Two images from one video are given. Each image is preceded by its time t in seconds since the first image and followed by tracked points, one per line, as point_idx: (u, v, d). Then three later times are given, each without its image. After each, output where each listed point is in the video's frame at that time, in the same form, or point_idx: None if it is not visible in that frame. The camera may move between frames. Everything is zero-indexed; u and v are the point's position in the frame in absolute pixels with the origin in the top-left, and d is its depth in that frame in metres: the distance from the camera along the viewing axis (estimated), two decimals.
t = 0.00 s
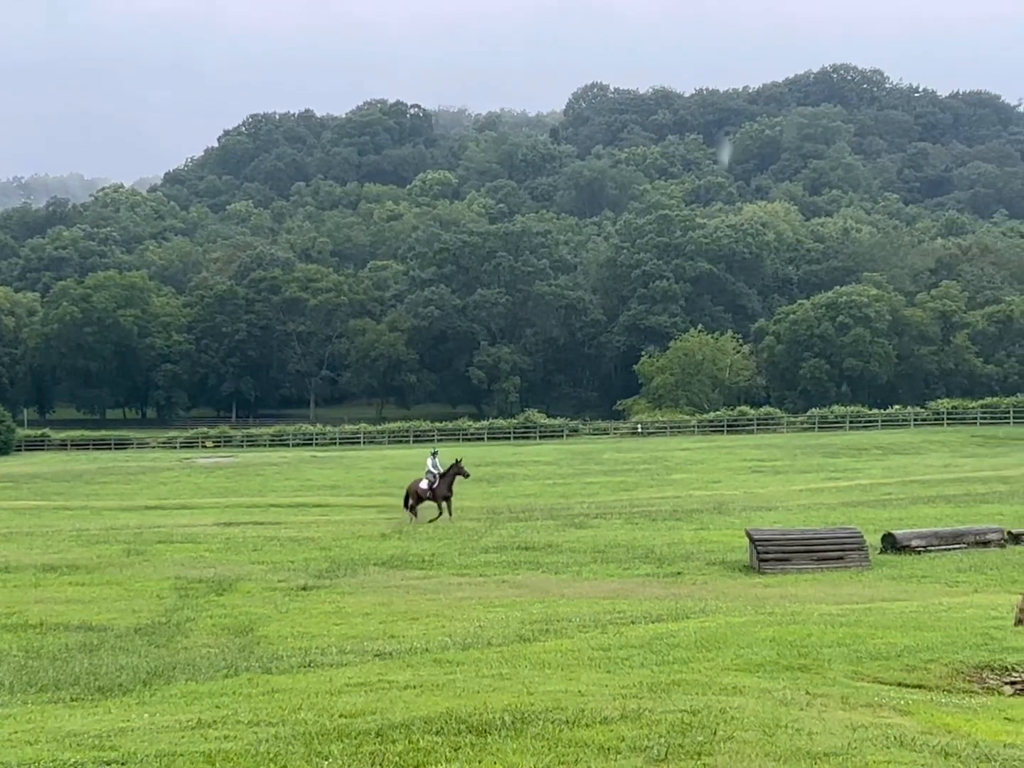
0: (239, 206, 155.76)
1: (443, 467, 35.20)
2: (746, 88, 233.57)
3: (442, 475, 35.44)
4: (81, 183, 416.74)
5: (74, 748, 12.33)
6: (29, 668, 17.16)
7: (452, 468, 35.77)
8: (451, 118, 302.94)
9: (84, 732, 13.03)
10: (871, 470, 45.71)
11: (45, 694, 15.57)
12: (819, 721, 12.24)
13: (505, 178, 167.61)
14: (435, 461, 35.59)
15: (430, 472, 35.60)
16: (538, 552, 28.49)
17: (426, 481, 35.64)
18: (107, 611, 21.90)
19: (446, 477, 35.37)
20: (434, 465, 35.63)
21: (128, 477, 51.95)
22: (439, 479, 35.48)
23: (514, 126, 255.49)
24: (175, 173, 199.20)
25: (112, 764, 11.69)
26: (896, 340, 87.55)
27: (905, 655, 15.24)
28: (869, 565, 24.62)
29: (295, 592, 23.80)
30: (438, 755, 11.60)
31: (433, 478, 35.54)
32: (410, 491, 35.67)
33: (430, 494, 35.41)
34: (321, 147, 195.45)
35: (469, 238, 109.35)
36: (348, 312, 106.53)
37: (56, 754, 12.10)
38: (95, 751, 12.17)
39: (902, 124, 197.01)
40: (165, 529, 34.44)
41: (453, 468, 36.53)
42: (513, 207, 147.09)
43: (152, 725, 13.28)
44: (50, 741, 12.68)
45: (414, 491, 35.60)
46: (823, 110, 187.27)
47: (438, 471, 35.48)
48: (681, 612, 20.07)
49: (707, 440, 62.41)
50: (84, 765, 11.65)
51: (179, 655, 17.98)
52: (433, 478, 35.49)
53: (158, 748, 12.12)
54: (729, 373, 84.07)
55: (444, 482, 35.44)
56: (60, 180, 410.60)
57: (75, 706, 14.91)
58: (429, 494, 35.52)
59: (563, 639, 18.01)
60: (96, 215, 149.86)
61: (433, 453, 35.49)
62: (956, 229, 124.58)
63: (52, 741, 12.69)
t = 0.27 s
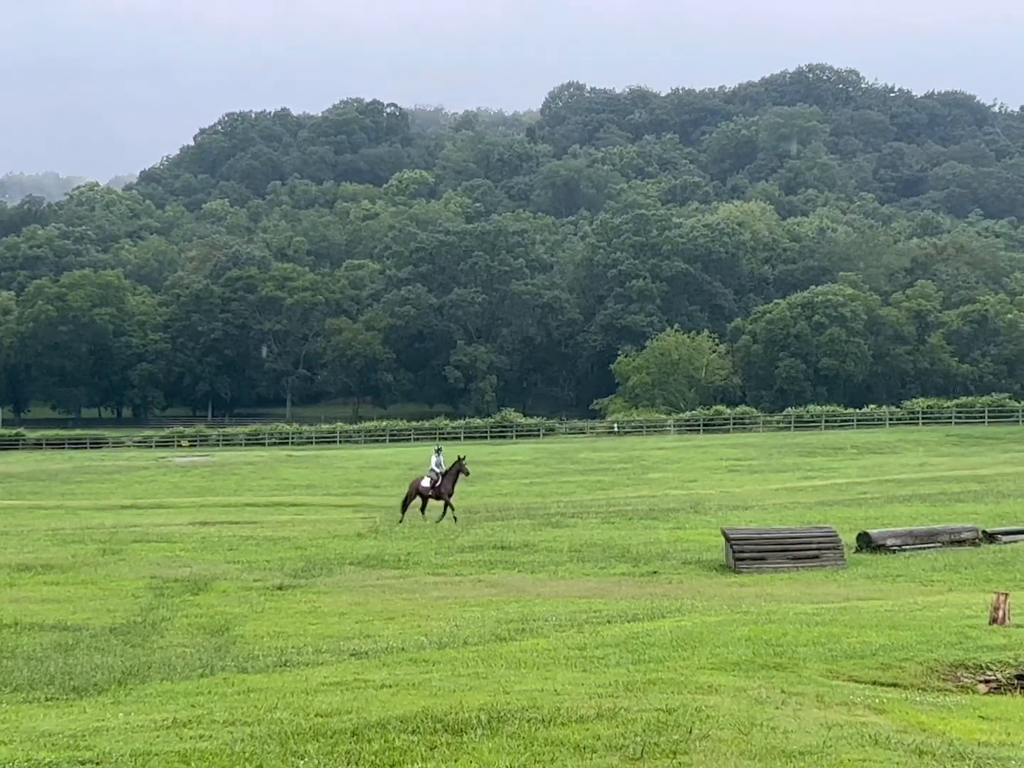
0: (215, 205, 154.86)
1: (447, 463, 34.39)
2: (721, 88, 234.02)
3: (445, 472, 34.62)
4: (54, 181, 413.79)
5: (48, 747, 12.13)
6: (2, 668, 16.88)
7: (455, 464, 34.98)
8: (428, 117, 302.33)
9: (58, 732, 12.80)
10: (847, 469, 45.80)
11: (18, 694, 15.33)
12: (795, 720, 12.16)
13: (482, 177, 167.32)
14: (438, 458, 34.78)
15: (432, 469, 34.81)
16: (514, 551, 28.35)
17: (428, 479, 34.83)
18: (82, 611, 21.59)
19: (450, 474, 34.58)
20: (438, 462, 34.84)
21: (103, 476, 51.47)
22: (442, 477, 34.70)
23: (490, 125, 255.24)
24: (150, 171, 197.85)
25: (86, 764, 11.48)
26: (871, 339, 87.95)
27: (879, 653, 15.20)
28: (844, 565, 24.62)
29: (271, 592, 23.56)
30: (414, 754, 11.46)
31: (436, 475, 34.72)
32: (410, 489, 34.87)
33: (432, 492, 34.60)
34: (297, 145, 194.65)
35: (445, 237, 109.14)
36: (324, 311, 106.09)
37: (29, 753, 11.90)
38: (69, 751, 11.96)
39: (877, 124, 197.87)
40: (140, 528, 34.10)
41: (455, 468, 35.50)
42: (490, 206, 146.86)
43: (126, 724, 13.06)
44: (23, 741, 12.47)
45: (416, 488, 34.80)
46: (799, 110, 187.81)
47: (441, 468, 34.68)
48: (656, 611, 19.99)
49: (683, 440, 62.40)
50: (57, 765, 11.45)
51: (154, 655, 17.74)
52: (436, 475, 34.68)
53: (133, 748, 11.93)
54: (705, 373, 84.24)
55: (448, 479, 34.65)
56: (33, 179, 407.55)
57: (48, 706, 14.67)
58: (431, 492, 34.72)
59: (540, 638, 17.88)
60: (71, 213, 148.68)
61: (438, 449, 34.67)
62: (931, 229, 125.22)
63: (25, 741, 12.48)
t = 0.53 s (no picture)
0: (189, 203, 153.97)
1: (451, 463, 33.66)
2: (696, 88, 234.58)
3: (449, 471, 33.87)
4: (25, 179, 410.75)
5: (20, 747, 11.92)
6: None
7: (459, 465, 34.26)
8: (403, 116, 301.83)
9: (30, 733, 12.58)
10: (821, 468, 45.94)
11: None
12: (768, 718, 12.07)
13: (457, 176, 167.09)
14: (440, 458, 34.06)
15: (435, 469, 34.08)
16: (488, 550, 28.24)
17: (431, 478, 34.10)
18: (54, 611, 21.27)
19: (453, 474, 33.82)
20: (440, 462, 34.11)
21: (76, 475, 51.00)
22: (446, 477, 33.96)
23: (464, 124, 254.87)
24: (124, 170, 196.55)
25: (59, 764, 11.29)
26: (845, 339, 88.32)
27: (853, 652, 15.14)
28: (818, 564, 24.63)
29: (245, 591, 23.33)
30: (388, 754, 11.31)
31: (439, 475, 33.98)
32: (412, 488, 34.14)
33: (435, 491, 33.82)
34: (272, 144, 193.70)
35: (421, 237, 108.89)
36: (299, 310, 105.55)
37: None
38: (42, 752, 11.76)
39: (850, 124, 198.86)
40: (113, 527, 33.74)
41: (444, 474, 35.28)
42: (465, 205, 146.64)
43: (99, 725, 12.85)
44: None
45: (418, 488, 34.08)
46: (773, 110, 188.51)
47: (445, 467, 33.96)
48: (631, 611, 19.91)
49: (657, 439, 62.40)
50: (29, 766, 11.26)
51: (128, 655, 17.49)
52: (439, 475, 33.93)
53: (107, 747, 11.74)
54: (679, 373, 84.35)
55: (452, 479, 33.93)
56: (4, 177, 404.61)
57: (20, 706, 14.42)
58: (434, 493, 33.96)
59: (514, 637, 17.74)
60: (44, 211, 147.53)
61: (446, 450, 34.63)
62: (904, 229, 125.86)
63: None
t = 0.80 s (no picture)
0: (161, 202, 152.98)
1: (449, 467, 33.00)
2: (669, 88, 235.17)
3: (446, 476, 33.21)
4: None
5: None
6: None
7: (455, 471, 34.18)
8: (376, 116, 301.21)
9: None
10: (793, 467, 46.09)
11: None
12: (740, 717, 11.95)
13: (430, 176, 166.84)
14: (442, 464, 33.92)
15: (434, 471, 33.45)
16: (460, 550, 28.12)
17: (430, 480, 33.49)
18: (25, 611, 20.95)
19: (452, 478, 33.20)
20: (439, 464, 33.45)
21: (45, 476, 50.49)
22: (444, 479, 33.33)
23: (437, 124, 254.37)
24: (95, 169, 195.12)
25: (29, 765, 11.08)
26: (817, 339, 88.57)
27: (825, 651, 15.07)
28: (790, 563, 24.64)
29: (217, 591, 23.09)
30: (360, 753, 11.15)
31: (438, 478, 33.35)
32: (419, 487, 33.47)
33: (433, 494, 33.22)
34: (244, 143, 192.67)
35: (393, 236, 108.58)
36: (271, 310, 105.02)
37: None
38: (11, 752, 11.53)
39: (821, 125, 199.87)
40: (84, 527, 33.38)
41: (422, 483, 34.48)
42: (438, 204, 146.36)
43: (69, 725, 12.60)
44: None
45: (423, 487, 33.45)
46: (745, 110, 189.20)
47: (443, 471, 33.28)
48: (604, 610, 19.82)
49: (630, 438, 62.41)
50: None
51: (98, 655, 17.21)
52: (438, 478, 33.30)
53: (77, 747, 11.52)
54: (652, 372, 84.42)
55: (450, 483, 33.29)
56: None
57: None
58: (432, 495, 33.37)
59: (486, 637, 17.59)
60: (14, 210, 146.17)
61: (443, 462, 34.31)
62: (876, 229, 126.48)
63: None
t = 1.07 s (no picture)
0: (132, 200, 151.78)
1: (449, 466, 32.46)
2: (640, 88, 235.64)
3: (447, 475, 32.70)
4: None
5: None
6: None
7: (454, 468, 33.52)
8: (347, 115, 300.18)
9: None
10: (764, 466, 46.25)
11: None
12: (710, 717, 11.85)
13: (401, 175, 166.49)
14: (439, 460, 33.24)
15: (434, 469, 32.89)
16: (431, 549, 27.97)
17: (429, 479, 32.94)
18: None
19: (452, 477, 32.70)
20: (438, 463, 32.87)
21: (13, 475, 49.92)
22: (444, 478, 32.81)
23: (409, 123, 253.79)
24: (64, 167, 193.37)
25: None
26: (788, 339, 88.86)
27: (794, 650, 15.04)
28: (760, 562, 24.66)
29: (187, 590, 22.85)
30: (330, 753, 10.99)
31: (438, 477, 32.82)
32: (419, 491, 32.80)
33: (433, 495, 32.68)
34: (215, 141, 191.62)
35: (365, 235, 108.16)
36: (243, 308, 104.44)
37: None
38: None
39: (792, 125, 201.12)
40: (53, 526, 32.98)
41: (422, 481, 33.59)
42: (411, 203, 146.09)
43: (36, 725, 12.36)
44: None
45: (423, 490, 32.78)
46: (716, 110, 189.95)
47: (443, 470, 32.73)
48: (575, 609, 19.75)
49: (601, 437, 62.41)
50: None
51: (66, 655, 16.95)
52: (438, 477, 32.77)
53: (45, 747, 11.32)
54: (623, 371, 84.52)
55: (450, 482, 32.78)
56: None
57: None
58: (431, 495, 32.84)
59: (457, 636, 17.46)
60: None
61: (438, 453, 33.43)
62: (847, 229, 127.12)
63: None
